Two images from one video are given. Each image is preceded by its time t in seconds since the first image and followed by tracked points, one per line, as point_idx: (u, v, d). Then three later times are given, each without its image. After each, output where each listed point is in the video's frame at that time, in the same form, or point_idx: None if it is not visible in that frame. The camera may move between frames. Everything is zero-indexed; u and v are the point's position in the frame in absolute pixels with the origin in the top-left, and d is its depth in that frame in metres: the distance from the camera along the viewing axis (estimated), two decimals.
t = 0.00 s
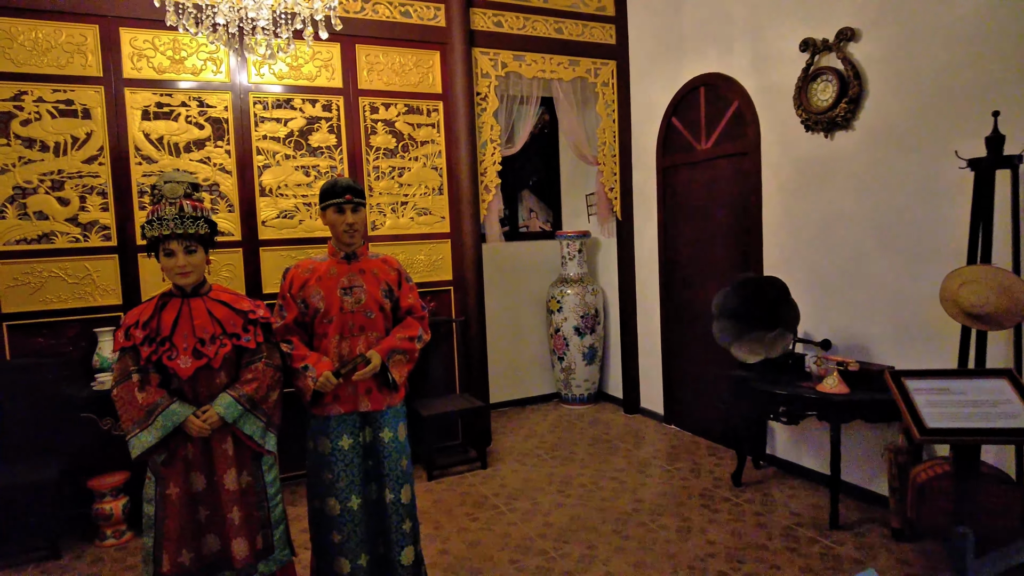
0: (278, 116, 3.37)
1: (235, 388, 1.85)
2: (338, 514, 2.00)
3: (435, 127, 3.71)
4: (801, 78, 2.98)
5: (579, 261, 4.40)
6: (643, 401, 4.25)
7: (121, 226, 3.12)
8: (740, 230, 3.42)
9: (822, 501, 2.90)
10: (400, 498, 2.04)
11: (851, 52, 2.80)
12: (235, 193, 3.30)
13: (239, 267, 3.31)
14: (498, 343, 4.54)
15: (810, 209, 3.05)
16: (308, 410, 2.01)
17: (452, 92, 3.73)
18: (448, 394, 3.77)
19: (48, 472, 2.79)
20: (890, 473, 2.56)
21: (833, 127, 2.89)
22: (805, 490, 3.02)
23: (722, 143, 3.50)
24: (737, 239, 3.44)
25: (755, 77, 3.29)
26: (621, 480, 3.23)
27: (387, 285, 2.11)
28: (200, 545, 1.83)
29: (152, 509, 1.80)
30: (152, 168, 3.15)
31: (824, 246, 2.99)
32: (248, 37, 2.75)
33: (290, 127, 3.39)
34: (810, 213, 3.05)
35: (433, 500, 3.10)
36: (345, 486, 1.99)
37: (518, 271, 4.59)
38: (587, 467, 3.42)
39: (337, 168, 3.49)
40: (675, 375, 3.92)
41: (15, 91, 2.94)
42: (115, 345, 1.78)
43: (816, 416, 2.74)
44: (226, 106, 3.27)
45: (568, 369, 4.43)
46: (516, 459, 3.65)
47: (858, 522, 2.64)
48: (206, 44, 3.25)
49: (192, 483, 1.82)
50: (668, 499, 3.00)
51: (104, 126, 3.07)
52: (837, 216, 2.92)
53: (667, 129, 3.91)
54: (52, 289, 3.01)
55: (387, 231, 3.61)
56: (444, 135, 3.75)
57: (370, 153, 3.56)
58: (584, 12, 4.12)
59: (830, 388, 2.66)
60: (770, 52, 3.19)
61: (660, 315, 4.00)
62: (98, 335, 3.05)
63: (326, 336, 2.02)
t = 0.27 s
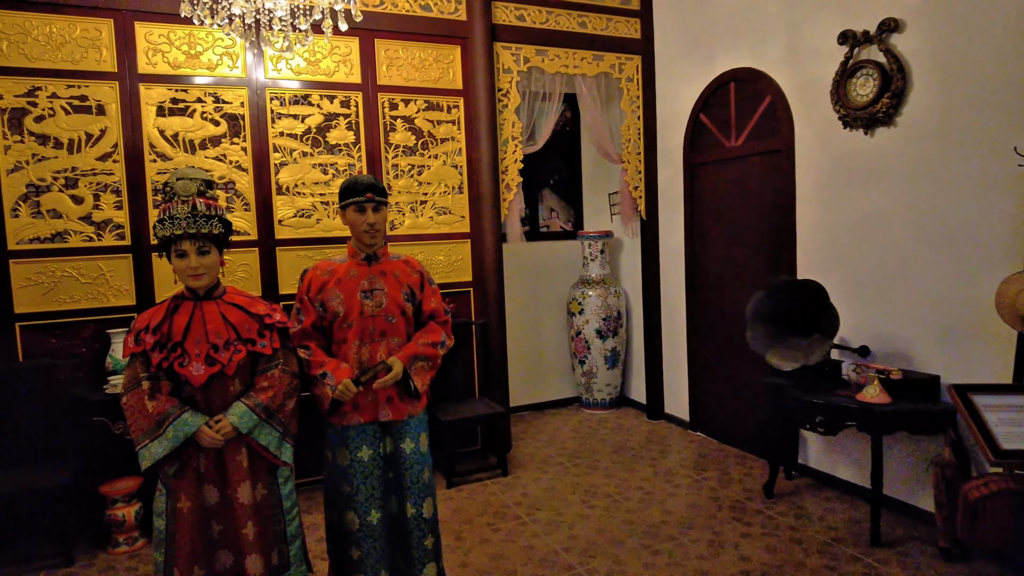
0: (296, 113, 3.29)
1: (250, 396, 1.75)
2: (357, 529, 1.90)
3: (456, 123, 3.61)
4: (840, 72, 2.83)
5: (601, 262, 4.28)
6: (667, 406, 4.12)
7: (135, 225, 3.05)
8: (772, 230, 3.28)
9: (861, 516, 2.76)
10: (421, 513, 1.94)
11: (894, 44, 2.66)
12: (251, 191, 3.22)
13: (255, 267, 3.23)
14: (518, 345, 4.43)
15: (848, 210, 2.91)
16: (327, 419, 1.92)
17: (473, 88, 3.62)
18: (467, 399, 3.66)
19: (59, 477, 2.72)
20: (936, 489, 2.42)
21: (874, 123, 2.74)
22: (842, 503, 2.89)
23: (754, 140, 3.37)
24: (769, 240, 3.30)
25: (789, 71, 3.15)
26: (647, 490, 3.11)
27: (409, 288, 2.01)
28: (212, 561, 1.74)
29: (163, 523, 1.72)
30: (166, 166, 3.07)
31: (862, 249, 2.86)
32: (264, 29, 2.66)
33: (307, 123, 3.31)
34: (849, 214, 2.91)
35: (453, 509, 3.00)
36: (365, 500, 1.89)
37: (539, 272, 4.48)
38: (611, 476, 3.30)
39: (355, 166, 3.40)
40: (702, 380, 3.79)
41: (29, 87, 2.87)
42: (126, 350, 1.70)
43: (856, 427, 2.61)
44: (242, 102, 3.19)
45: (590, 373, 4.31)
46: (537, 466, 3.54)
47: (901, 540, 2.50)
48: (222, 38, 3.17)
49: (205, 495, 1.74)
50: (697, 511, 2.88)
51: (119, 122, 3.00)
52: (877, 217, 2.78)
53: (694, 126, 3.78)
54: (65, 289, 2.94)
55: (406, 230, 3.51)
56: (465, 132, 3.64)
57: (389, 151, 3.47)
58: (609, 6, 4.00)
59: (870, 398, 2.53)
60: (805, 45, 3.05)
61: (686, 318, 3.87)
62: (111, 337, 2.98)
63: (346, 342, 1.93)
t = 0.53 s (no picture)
0: (312, 107, 3.19)
1: (267, 403, 1.65)
2: (377, 544, 1.79)
3: (476, 118, 3.50)
4: (881, 63, 2.69)
5: (624, 261, 4.16)
6: (692, 411, 4.00)
7: (147, 222, 2.97)
8: (805, 229, 3.15)
9: (902, 529, 2.63)
10: (446, 526, 1.84)
11: (941, 33, 2.51)
12: (267, 187, 3.13)
13: (270, 266, 3.14)
14: (538, 347, 4.32)
15: (887, 209, 2.77)
16: (347, 427, 1.82)
17: (494, 82, 3.51)
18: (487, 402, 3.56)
19: (70, 481, 2.65)
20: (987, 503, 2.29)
21: (919, 117, 2.60)
22: (881, 515, 2.75)
23: (786, 135, 3.23)
24: (802, 239, 3.17)
25: (825, 63, 3.01)
26: (675, 499, 2.99)
27: (433, 288, 1.90)
28: None
29: (174, 537, 1.62)
30: (180, 161, 2.98)
31: (904, 248, 2.71)
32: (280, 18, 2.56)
33: (324, 118, 3.21)
34: (887, 213, 2.77)
35: (473, 517, 2.89)
36: (386, 513, 1.79)
37: (559, 272, 4.36)
38: (637, 484, 3.19)
39: (373, 162, 3.30)
40: (730, 384, 3.66)
41: (40, 80, 2.79)
42: (135, 354, 1.61)
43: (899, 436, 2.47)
44: (258, 96, 3.10)
45: (611, 376, 4.19)
46: (558, 472, 3.43)
47: (948, 556, 2.37)
48: (237, 30, 3.08)
49: (218, 508, 1.64)
50: (729, 522, 2.76)
51: (131, 116, 2.92)
52: (919, 216, 2.64)
53: (723, 121, 3.65)
54: (77, 287, 2.86)
55: (425, 228, 3.41)
56: (485, 127, 3.53)
57: (407, 146, 3.36)
58: None
59: (916, 406, 2.38)
60: (843, 35, 2.91)
61: (713, 320, 3.74)
62: (123, 337, 2.90)
63: (367, 345, 1.82)
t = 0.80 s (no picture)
0: (329, 101, 3.14)
1: (283, 405, 1.60)
2: (397, 550, 1.73)
3: (494, 113, 3.43)
4: (916, 53, 2.59)
5: (644, 259, 4.08)
6: (714, 412, 3.91)
7: (162, 218, 2.93)
8: (834, 227, 3.05)
9: (937, 537, 2.53)
10: (467, 532, 1.78)
11: (981, 20, 2.41)
12: (282, 183, 3.08)
13: (286, 263, 3.10)
14: (556, 346, 4.25)
15: (921, 204, 2.67)
16: (366, 429, 1.76)
17: (512, 76, 3.45)
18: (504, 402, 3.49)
19: (83, 479, 2.61)
20: None
21: (955, 109, 2.49)
22: (915, 521, 2.65)
23: (814, 129, 3.13)
24: (830, 236, 3.07)
25: (855, 54, 2.92)
26: (698, 503, 2.91)
27: (455, 286, 1.84)
28: None
29: (188, 542, 1.57)
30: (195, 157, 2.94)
31: (941, 243, 2.61)
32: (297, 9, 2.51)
33: (341, 113, 3.16)
34: (922, 209, 2.67)
35: (492, 520, 2.83)
36: (406, 519, 1.73)
37: (577, 270, 4.28)
38: (658, 487, 3.10)
39: (390, 157, 3.24)
40: (754, 385, 3.57)
41: (54, 74, 2.76)
42: (148, 352, 1.55)
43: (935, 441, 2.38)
44: (273, 90, 3.05)
45: (630, 376, 4.11)
46: (578, 473, 3.36)
47: (987, 566, 2.27)
48: (252, 23, 3.03)
49: (233, 513, 1.59)
50: (755, 527, 2.68)
51: (146, 111, 2.88)
52: (956, 212, 2.54)
53: (747, 115, 3.55)
54: (91, 284, 2.83)
55: (442, 225, 3.35)
56: (504, 122, 3.46)
57: (425, 142, 3.30)
58: None
59: (954, 409, 2.28)
60: (875, 25, 2.81)
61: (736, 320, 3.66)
62: (137, 334, 2.86)
63: (386, 344, 1.76)
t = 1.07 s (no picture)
0: (349, 99, 3.12)
1: (306, 404, 1.58)
2: (419, 552, 1.71)
3: (515, 109, 3.39)
4: (951, 46, 2.52)
5: (666, 257, 4.02)
6: (738, 413, 3.85)
7: (183, 216, 2.93)
8: (862, 224, 2.98)
9: (972, 543, 2.45)
10: (490, 535, 1.74)
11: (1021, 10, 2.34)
12: (303, 181, 3.07)
13: (307, 261, 3.09)
14: (577, 345, 4.21)
15: (956, 200, 2.59)
16: (388, 428, 1.74)
17: (533, 72, 3.41)
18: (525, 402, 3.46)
19: (106, 476, 2.62)
20: None
21: (993, 102, 2.41)
22: (949, 527, 2.58)
23: (842, 124, 3.06)
24: (859, 234, 3.00)
25: (885, 46, 2.84)
26: (723, 506, 2.86)
27: (478, 284, 1.81)
28: None
29: (210, 541, 1.56)
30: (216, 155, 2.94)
31: (976, 240, 2.53)
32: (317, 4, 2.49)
33: (361, 110, 3.14)
34: (957, 205, 2.59)
35: (513, 521, 2.80)
36: (428, 520, 1.70)
37: (598, 269, 4.24)
38: (682, 489, 3.05)
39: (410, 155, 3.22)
40: (780, 386, 3.50)
41: (78, 73, 2.77)
42: (170, 350, 1.54)
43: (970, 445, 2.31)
44: (293, 88, 3.04)
45: (652, 376, 4.06)
46: (599, 474, 3.31)
47: None
48: (273, 20, 3.02)
49: (255, 513, 1.57)
50: (782, 531, 2.62)
51: (167, 109, 2.88)
52: (993, 209, 2.46)
53: (772, 111, 3.48)
54: (114, 282, 2.84)
55: (462, 223, 3.33)
56: (525, 119, 3.42)
57: (445, 139, 3.28)
58: None
59: (991, 413, 2.20)
60: (906, 16, 2.73)
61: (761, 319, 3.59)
62: (159, 332, 2.87)
63: (409, 343, 1.74)
